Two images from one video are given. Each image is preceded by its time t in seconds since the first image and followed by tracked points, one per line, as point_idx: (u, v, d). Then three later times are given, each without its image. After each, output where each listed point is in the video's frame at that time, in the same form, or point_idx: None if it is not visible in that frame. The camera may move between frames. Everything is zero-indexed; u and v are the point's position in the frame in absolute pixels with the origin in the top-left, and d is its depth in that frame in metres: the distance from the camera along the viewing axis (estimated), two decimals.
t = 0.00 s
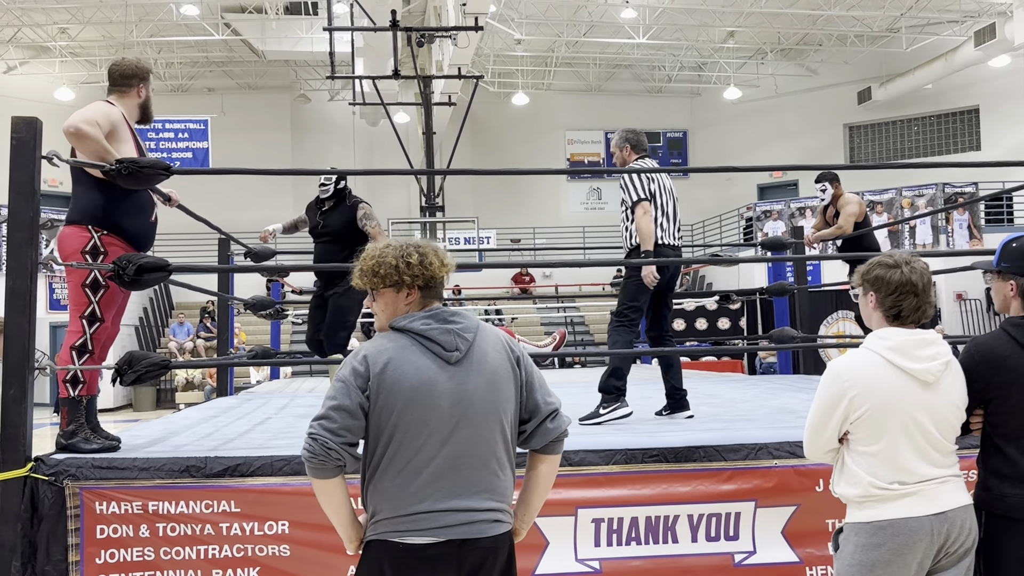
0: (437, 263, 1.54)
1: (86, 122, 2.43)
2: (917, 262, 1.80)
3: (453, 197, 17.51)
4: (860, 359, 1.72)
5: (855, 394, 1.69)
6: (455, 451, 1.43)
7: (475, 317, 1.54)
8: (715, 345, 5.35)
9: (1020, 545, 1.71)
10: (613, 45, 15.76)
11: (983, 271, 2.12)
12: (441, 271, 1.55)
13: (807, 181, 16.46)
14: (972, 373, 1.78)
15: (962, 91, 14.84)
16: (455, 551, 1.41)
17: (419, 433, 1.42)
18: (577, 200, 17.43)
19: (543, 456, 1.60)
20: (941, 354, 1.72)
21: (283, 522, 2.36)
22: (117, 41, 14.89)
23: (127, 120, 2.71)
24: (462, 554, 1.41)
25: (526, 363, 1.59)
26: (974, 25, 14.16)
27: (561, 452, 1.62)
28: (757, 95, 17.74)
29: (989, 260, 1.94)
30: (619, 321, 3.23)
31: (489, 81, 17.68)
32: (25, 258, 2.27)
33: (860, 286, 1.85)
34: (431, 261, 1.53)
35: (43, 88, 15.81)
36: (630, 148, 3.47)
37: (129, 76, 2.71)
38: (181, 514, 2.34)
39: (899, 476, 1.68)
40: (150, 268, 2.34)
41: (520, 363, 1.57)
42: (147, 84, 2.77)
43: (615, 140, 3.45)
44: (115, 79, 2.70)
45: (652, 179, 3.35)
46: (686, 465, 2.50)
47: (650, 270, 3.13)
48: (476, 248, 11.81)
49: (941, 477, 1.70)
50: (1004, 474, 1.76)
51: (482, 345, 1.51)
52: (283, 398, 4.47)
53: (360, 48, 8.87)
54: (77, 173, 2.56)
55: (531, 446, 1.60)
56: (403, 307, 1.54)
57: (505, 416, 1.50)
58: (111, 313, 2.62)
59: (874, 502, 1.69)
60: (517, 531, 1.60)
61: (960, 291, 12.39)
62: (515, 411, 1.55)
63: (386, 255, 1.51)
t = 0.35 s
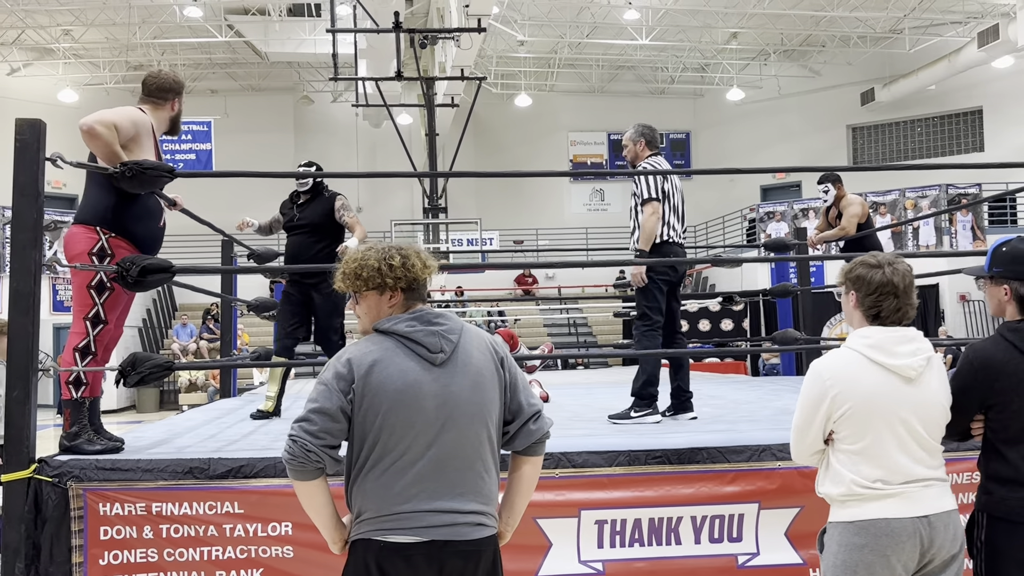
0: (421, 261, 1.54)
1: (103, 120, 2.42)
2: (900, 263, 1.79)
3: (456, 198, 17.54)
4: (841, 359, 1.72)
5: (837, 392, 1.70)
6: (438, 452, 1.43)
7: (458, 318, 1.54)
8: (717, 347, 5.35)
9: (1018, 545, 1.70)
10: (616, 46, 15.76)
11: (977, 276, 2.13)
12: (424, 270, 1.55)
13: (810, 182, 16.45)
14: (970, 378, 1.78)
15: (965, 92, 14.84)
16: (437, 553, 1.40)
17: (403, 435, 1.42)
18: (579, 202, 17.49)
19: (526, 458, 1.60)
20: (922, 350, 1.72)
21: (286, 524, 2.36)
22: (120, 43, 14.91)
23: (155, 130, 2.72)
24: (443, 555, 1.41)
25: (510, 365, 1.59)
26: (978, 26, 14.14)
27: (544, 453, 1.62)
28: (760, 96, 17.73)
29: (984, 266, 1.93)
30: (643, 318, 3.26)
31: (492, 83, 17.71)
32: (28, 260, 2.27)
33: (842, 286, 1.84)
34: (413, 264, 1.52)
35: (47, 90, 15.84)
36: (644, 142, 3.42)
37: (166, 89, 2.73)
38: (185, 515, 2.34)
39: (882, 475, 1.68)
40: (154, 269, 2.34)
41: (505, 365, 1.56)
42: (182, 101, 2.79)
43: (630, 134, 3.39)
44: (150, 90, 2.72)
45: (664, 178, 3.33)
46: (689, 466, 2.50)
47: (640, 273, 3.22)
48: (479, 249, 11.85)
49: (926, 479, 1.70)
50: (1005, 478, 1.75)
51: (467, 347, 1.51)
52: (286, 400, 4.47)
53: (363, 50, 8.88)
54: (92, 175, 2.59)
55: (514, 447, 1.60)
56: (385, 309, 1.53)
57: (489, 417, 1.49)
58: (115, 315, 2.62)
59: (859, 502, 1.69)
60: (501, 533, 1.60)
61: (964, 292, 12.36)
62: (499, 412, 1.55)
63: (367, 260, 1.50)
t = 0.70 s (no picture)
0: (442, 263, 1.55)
1: (105, 124, 2.43)
2: (877, 262, 1.78)
3: (459, 199, 17.52)
4: (809, 355, 1.74)
5: (799, 383, 1.73)
6: (448, 454, 1.43)
7: (469, 321, 1.53)
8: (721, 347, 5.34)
9: (1015, 548, 1.69)
10: (618, 46, 15.74)
11: (962, 280, 2.15)
12: (443, 272, 1.55)
13: (813, 183, 16.45)
14: (957, 379, 1.76)
15: (967, 93, 14.86)
16: (449, 553, 1.41)
17: (412, 437, 1.42)
18: (582, 203, 17.49)
19: (539, 461, 1.60)
20: (894, 356, 1.71)
21: (290, 525, 2.36)
22: (122, 44, 14.91)
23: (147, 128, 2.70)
24: (455, 556, 1.41)
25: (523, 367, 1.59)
26: (980, 26, 14.14)
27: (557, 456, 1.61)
28: (762, 97, 17.70)
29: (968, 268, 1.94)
30: (640, 319, 3.26)
31: (494, 83, 17.70)
32: (32, 262, 2.26)
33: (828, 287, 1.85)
34: (424, 267, 1.51)
35: (50, 92, 15.86)
36: (649, 141, 3.42)
37: (155, 87, 2.71)
38: (188, 516, 2.34)
39: (831, 471, 1.68)
40: (157, 271, 2.34)
41: (518, 368, 1.56)
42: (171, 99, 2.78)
43: (636, 132, 3.39)
44: (139, 88, 2.70)
45: (666, 178, 3.32)
46: (693, 467, 2.50)
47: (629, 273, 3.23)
48: (482, 250, 11.86)
49: (876, 484, 1.68)
50: (997, 479, 1.75)
51: (478, 350, 1.50)
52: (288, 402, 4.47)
53: (366, 51, 8.88)
54: (88, 176, 2.57)
55: (528, 450, 1.60)
56: (395, 310, 1.53)
57: (500, 420, 1.49)
58: (116, 316, 2.63)
59: (806, 492, 1.72)
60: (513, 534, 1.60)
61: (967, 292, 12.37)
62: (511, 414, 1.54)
63: (385, 256, 1.51)
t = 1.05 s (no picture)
0: (469, 262, 1.56)
1: (89, 135, 2.43)
2: (885, 262, 1.78)
3: (460, 199, 17.55)
4: (825, 360, 1.74)
5: (819, 390, 1.72)
6: (470, 455, 1.43)
7: (491, 322, 1.52)
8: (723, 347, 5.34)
9: (1009, 548, 1.69)
10: (620, 46, 15.74)
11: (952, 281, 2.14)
12: (467, 273, 1.55)
13: (815, 183, 16.44)
14: (950, 380, 1.77)
15: (968, 92, 14.86)
16: (476, 554, 1.40)
17: (433, 438, 1.42)
18: (584, 203, 17.48)
19: (567, 461, 1.59)
20: (910, 358, 1.70)
21: (291, 525, 2.36)
22: (124, 45, 14.91)
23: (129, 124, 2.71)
24: (482, 556, 1.41)
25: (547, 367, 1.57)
26: (982, 26, 14.13)
27: (585, 456, 1.60)
28: (764, 97, 17.71)
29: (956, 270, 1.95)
30: (640, 318, 3.26)
31: (496, 84, 17.70)
32: (34, 262, 2.26)
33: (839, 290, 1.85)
34: (446, 268, 1.51)
35: (52, 92, 15.89)
36: (651, 141, 3.42)
37: (133, 81, 2.72)
38: (190, 517, 2.34)
39: (853, 473, 1.69)
40: (158, 271, 2.34)
41: (542, 367, 1.55)
42: (149, 91, 2.77)
43: (639, 132, 3.40)
44: (116, 83, 2.70)
45: (667, 178, 3.32)
46: (694, 467, 2.49)
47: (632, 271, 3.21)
48: (484, 251, 11.88)
49: (897, 484, 1.68)
50: (990, 480, 1.74)
51: (499, 350, 1.49)
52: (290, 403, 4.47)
53: (368, 52, 8.89)
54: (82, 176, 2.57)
55: (555, 450, 1.58)
56: (420, 310, 1.54)
57: (523, 420, 1.48)
58: (116, 317, 2.63)
59: (828, 495, 1.72)
60: (541, 533, 1.60)
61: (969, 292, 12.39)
62: (535, 415, 1.53)
63: (413, 257, 1.51)
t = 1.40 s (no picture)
0: (477, 260, 1.57)
1: (78, 147, 2.44)
2: (898, 262, 1.78)
3: (461, 200, 17.57)
4: (854, 369, 1.70)
5: (854, 402, 1.68)
6: (473, 454, 1.43)
7: (497, 321, 1.52)
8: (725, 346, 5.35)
9: (1017, 544, 1.69)
10: (621, 46, 15.74)
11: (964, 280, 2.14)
12: (475, 272, 1.55)
13: (816, 182, 16.45)
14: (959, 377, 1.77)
15: (969, 92, 14.86)
16: (482, 552, 1.41)
17: (436, 436, 1.42)
18: (585, 202, 17.46)
19: (575, 462, 1.57)
20: (935, 355, 1.72)
21: (293, 525, 2.36)
22: (126, 46, 14.91)
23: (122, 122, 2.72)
24: (488, 555, 1.41)
25: (552, 367, 1.56)
26: (984, 25, 14.11)
27: (593, 457, 1.58)
28: (765, 96, 17.71)
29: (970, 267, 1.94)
30: (644, 318, 3.27)
31: (497, 83, 17.72)
32: (36, 263, 2.26)
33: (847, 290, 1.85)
34: (452, 267, 1.51)
35: (54, 93, 15.90)
36: (655, 141, 3.42)
37: (124, 79, 2.72)
38: (191, 517, 2.34)
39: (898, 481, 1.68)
40: (160, 271, 2.34)
41: (547, 366, 1.54)
42: (143, 88, 2.78)
43: (642, 133, 3.40)
44: (109, 82, 2.70)
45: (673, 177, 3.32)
46: (695, 467, 2.50)
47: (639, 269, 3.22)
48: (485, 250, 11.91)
49: (938, 480, 1.70)
50: (997, 476, 1.75)
51: (502, 349, 1.49)
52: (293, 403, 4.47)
53: (370, 52, 8.92)
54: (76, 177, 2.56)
55: (562, 451, 1.57)
56: (427, 308, 1.54)
57: (526, 419, 1.48)
58: (115, 316, 2.63)
59: (874, 505, 1.69)
60: (549, 534, 1.59)
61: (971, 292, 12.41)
62: (540, 415, 1.52)
63: (420, 257, 1.51)
